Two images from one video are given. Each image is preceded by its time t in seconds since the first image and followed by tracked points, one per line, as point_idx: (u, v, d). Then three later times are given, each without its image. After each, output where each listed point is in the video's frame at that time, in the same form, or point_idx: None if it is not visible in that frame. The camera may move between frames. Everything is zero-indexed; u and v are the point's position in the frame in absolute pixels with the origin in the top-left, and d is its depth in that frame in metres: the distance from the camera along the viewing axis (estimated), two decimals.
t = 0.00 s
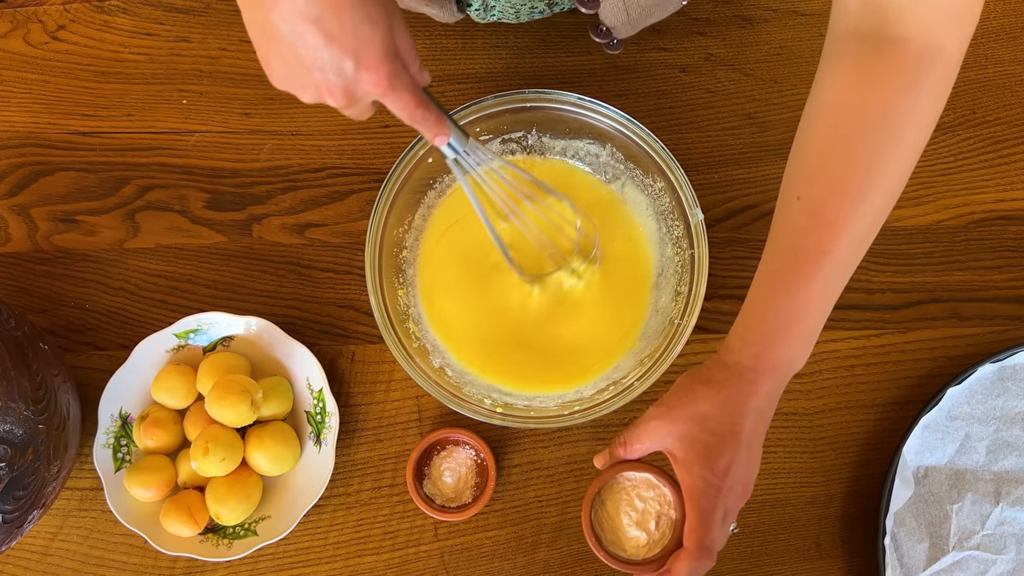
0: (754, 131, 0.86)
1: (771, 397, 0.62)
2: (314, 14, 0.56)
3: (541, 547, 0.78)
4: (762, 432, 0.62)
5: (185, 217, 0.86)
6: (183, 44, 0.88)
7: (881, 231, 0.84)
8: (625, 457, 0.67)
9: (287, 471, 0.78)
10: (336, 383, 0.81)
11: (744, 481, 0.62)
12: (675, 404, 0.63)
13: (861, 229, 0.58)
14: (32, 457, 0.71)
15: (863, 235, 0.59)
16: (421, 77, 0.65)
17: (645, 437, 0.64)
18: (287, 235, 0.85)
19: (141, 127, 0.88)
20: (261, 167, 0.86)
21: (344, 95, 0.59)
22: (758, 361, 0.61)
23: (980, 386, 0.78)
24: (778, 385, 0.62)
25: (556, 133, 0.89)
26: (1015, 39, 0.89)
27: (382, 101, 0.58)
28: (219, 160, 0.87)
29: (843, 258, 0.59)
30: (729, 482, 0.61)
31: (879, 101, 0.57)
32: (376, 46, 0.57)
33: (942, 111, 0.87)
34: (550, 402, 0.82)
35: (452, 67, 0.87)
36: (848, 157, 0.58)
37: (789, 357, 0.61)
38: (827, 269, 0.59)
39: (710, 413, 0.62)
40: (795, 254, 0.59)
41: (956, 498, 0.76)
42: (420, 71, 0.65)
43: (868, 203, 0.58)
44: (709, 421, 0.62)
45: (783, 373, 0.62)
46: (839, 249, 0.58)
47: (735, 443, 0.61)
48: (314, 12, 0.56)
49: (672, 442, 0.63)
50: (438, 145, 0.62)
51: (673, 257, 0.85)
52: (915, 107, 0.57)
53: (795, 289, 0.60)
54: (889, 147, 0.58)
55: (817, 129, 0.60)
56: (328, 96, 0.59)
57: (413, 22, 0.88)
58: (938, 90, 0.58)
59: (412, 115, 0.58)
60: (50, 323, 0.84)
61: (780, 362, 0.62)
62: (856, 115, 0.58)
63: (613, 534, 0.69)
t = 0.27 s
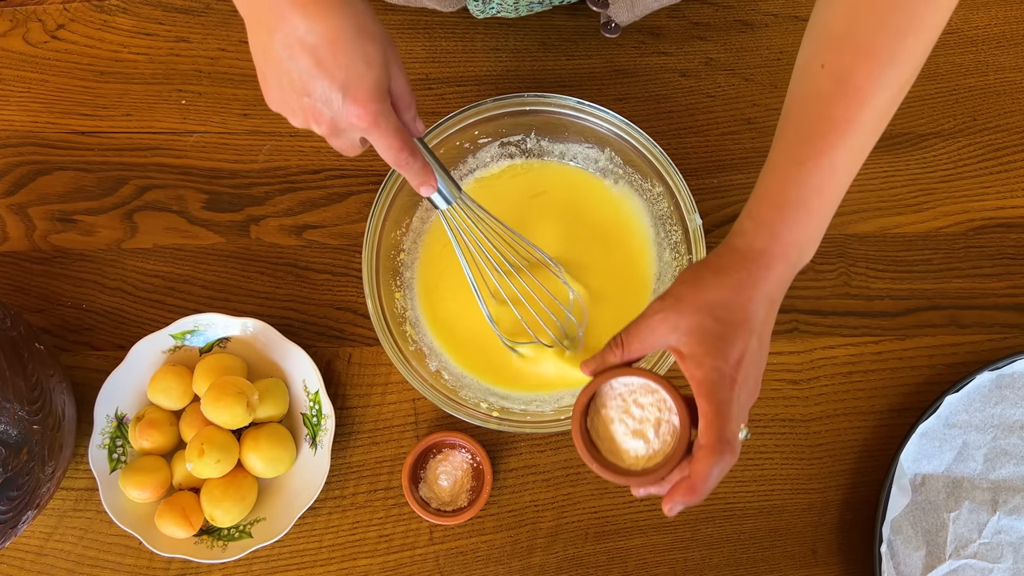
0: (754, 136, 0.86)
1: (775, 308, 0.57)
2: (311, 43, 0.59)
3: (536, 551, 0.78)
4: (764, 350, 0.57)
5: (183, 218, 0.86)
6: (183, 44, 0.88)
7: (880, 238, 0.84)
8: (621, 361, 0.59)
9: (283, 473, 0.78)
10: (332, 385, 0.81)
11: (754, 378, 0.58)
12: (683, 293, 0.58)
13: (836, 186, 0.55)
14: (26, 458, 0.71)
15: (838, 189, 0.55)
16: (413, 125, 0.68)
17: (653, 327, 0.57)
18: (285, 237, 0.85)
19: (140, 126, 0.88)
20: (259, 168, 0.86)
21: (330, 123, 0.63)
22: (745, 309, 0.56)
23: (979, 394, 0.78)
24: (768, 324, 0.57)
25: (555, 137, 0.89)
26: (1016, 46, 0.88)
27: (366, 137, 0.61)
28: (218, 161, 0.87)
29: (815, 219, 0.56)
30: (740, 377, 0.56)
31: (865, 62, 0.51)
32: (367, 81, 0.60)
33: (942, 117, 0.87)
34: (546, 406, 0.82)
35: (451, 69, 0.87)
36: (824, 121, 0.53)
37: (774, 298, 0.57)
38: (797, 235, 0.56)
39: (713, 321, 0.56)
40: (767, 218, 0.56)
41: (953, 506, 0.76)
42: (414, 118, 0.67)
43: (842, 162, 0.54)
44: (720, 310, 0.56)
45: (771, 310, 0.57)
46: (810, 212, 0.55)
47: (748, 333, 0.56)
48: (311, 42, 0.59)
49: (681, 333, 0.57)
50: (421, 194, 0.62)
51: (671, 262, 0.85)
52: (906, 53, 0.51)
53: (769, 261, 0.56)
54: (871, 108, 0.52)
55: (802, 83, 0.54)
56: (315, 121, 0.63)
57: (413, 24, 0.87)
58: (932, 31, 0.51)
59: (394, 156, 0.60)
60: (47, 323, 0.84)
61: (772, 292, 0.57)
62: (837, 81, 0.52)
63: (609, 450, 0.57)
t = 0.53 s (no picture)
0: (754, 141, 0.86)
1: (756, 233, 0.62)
2: (291, 16, 0.59)
3: (534, 554, 0.78)
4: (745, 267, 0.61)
5: (184, 218, 0.86)
6: (185, 46, 0.88)
7: (879, 243, 0.85)
8: (612, 252, 0.63)
9: (281, 473, 0.78)
10: (331, 387, 0.81)
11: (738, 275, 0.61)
12: (679, 188, 0.62)
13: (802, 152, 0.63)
14: (26, 457, 0.71)
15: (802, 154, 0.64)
16: (408, 91, 0.67)
17: (643, 218, 0.61)
18: (285, 238, 0.85)
19: (142, 127, 0.88)
20: (260, 170, 0.87)
21: (314, 96, 0.62)
22: (728, 226, 0.60)
23: (976, 400, 0.78)
24: (748, 251, 0.62)
25: (555, 140, 0.89)
26: (1016, 53, 0.89)
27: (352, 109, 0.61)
28: (219, 162, 0.87)
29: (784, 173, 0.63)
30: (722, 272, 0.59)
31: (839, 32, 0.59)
32: (348, 53, 0.60)
33: (942, 123, 0.87)
34: (544, 410, 0.82)
35: (452, 72, 0.87)
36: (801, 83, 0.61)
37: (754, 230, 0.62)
38: (772, 181, 0.62)
39: (701, 223, 0.60)
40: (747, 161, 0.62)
41: (950, 512, 0.76)
42: (408, 87, 0.67)
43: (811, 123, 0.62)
44: (709, 209, 0.61)
45: (751, 242, 0.62)
46: (783, 161, 0.62)
47: (733, 230, 0.60)
48: (291, 14, 0.59)
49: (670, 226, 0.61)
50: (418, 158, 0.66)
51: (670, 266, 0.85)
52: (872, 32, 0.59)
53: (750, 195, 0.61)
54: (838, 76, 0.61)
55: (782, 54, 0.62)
56: (299, 93, 0.63)
57: (414, 26, 0.88)
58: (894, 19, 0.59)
59: (382, 124, 0.61)
60: (47, 322, 0.84)
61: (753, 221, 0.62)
62: (816, 45, 0.60)
63: (594, 338, 0.63)
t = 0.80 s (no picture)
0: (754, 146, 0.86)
1: (726, 215, 0.63)
2: None
3: (532, 556, 0.78)
4: (709, 248, 0.62)
5: (185, 219, 0.87)
6: (187, 47, 0.89)
7: (879, 248, 0.85)
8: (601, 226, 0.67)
9: (281, 475, 0.78)
10: (331, 388, 0.82)
11: (699, 252, 0.62)
12: (650, 164, 0.64)
13: (784, 135, 0.63)
14: (26, 456, 0.72)
15: (785, 139, 0.64)
16: (395, 68, 0.66)
17: (618, 198, 0.64)
18: (287, 240, 0.85)
19: (144, 128, 0.88)
20: (261, 172, 0.87)
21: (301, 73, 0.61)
22: (695, 202, 0.62)
23: (975, 405, 0.78)
24: (714, 231, 0.62)
25: (556, 144, 0.89)
26: (1017, 59, 0.89)
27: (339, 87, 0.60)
28: (220, 163, 0.87)
29: (763, 156, 0.63)
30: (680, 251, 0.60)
31: (830, 15, 0.59)
32: (335, 32, 0.58)
33: (941, 129, 0.88)
34: (543, 413, 0.82)
35: (454, 75, 0.88)
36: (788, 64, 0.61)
37: (723, 211, 0.63)
38: (748, 164, 0.62)
39: (667, 203, 0.62)
40: (726, 140, 0.62)
41: (948, 516, 0.76)
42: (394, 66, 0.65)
43: (795, 106, 0.62)
44: (676, 188, 0.62)
45: (720, 223, 0.63)
46: (763, 142, 0.62)
47: (698, 209, 0.61)
48: None
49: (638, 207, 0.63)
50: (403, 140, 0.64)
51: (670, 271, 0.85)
52: (862, 20, 0.60)
53: (722, 173, 0.62)
54: (825, 59, 0.61)
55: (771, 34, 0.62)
56: (284, 71, 0.62)
57: (416, 29, 0.88)
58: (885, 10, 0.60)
59: (367, 103, 0.60)
60: (49, 322, 0.85)
61: (723, 200, 0.62)
62: (807, 25, 0.60)
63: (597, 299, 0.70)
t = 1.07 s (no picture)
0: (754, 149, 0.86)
1: (692, 236, 0.63)
2: None
3: (531, 560, 0.78)
4: (674, 270, 0.63)
5: (185, 221, 0.87)
6: (188, 50, 0.89)
7: (879, 253, 0.85)
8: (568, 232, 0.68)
9: (280, 478, 0.78)
10: (331, 391, 0.82)
11: (664, 273, 0.62)
12: (618, 184, 0.65)
13: (754, 157, 0.63)
14: (25, 459, 0.71)
15: (756, 161, 0.63)
16: (386, 58, 0.67)
17: (584, 210, 0.66)
18: (287, 242, 0.85)
19: (145, 130, 0.88)
20: (262, 174, 0.87)
21: (299, 58, 0.61)
22: (657, 223, 0.63)
23: (976, 410, 0.78)
24: (679, 253, 0.63)
25: (556, 147, 0.90)
26: (1018, 64, 0.89)
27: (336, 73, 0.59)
28: (221, 166, 0.87)
29: (731, 178, 0.63)
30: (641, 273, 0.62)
31: (800, 37, 0.58)
32: (336, 15, 0.58)
33: (943, 133, 0.87)
34: (543, 417, 0.82)
35: (455, 78, 0.88)
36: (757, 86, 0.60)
37: (688, 232, 0.63)
38: (715, 188, 0.63)
39: (629, 223, 0.63)
40: (691, 162, 0.62)
41: (949, 522, 0.76)
42: (387, 53, 0.67)
43: (764, 129, 0.61)
44: (640, 209, 0.63)
45: (686, 244, 0.63)
46: (730, 165, 0.62)
47: (661, 232, 0.62)
48: None
49: (604, 222, 0.65)
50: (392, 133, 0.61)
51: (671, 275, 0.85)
52: (836, 41, 0.59)
53: (685, 196, 0.62)
54: (795, 83, 0.60)
55: (746, 52, 0.61)
56: (283, 57, 0.61)
57: (417, 32, 0.88)
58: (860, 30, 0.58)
59: (362, 89, 0.58)
60: (48, 324, 0.85)
61: (688, 222, 0.63)
62: (776, 47, 0.59)
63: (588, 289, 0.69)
